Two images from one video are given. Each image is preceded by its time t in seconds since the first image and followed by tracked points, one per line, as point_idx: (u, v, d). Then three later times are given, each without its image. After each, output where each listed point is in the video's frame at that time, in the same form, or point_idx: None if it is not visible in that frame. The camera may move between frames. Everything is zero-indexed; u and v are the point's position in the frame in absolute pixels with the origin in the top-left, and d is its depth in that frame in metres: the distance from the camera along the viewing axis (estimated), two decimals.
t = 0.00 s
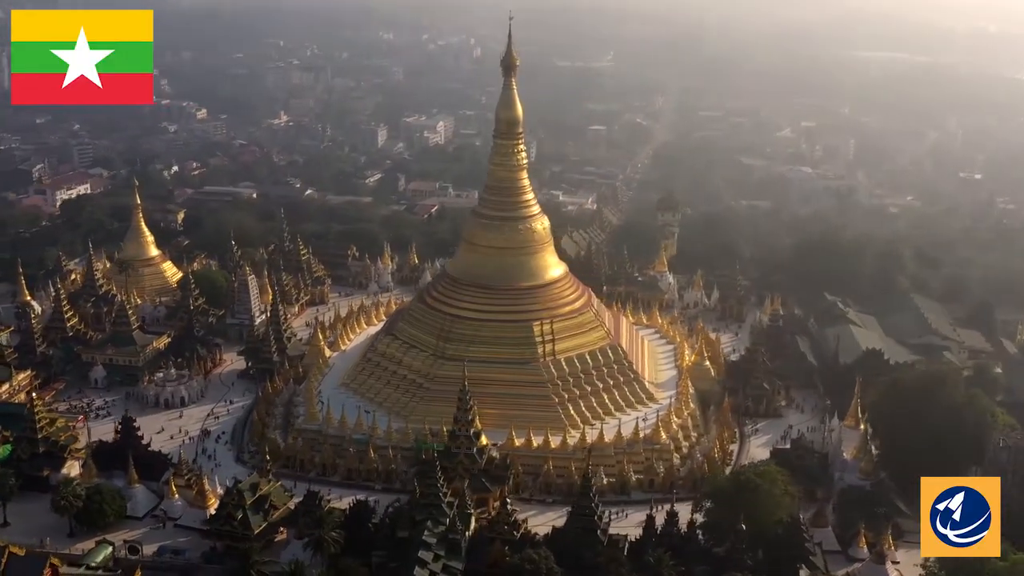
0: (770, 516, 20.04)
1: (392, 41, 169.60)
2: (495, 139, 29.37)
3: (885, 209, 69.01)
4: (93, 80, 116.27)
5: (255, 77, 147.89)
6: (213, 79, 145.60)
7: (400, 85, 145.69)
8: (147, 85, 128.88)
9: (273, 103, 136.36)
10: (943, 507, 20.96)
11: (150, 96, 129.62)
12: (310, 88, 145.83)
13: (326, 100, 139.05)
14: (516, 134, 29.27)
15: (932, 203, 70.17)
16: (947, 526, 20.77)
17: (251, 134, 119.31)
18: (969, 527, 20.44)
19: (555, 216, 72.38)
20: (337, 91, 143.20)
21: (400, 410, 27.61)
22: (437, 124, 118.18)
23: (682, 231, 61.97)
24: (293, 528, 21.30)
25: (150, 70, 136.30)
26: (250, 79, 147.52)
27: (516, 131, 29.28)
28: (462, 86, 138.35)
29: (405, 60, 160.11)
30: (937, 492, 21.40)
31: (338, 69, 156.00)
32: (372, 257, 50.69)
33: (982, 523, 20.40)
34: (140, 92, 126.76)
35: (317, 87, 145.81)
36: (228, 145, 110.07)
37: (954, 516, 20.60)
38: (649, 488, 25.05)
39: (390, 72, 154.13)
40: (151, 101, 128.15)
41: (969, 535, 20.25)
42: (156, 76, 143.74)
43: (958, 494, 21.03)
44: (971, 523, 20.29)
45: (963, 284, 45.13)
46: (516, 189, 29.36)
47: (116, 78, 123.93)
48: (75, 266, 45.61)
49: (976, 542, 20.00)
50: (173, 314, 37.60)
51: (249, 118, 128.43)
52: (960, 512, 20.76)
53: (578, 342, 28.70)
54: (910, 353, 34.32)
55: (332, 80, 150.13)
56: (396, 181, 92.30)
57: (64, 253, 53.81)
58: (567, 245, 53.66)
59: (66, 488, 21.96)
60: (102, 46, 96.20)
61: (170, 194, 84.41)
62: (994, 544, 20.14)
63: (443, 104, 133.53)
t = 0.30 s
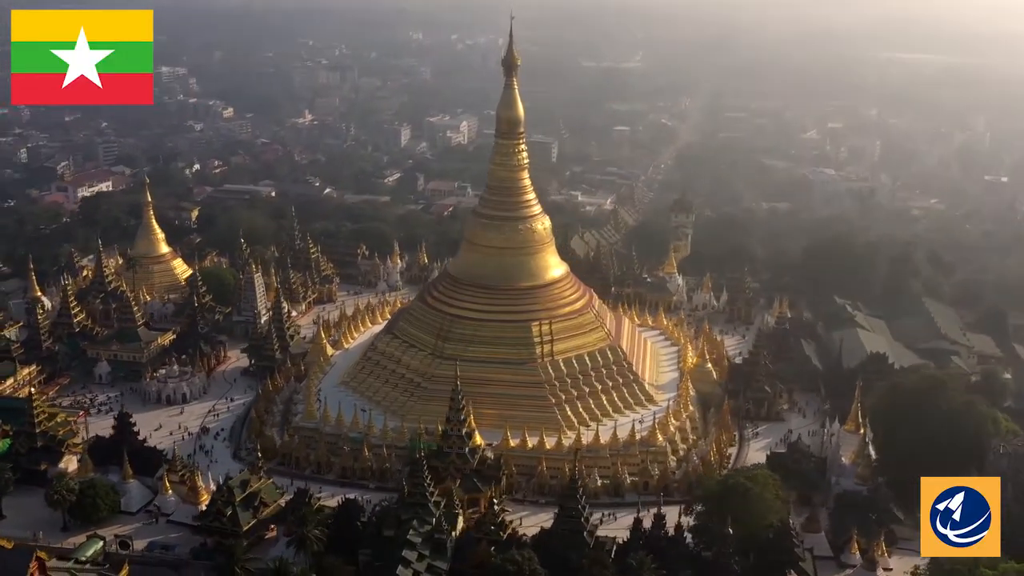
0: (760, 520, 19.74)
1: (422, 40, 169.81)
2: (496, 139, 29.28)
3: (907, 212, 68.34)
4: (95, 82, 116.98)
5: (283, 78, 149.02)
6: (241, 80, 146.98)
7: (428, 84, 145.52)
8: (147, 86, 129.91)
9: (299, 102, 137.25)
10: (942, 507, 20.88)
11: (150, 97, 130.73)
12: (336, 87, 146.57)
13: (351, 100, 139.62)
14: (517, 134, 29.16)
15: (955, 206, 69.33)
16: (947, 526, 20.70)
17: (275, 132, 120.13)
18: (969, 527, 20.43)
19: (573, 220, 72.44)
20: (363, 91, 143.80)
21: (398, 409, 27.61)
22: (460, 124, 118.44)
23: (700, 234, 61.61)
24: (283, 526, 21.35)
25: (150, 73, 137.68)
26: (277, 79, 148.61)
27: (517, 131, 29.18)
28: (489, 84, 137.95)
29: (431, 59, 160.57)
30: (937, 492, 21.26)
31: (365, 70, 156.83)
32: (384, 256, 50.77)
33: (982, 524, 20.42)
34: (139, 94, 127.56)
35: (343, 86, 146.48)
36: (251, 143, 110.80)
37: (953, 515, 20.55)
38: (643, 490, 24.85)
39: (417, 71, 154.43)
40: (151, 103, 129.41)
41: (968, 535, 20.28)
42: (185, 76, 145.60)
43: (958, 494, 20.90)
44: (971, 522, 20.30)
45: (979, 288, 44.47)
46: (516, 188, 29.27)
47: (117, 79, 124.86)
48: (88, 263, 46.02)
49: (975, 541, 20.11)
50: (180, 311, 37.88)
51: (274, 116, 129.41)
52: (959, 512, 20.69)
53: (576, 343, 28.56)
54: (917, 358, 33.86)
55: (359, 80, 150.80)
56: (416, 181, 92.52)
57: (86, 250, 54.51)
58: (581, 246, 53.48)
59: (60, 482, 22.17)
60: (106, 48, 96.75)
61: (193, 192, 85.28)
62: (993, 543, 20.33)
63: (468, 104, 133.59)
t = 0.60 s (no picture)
0: (748, 524, 19.60)
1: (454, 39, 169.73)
2: (497, 138, 29.18)
3: (933, 216, 67.51)
4: (97, 82, 117.30)
5: (314, 78, 150.01)
6: (272, 79, 148.20)
7: (458, 84, 145.73)
8: (148, 85, 130.00)
9: (328, 100, 137.95)
10: (942, 507, 20.83)
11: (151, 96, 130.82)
12: (367, 87, 147.23)
13: (381, 100, 140.14)
14: (519, 133, 29.04)
15: (984, 211, 68.28)
16: (947, 526, 20.74)
17: (302, 131, 120.88)
18: (969, 527, 20.54)
19: (595, 223, 72.35)
20: (393, 91, 144.27)
21: (395, 408, 27.62)
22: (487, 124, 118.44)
23: (720, 235, 61.17)
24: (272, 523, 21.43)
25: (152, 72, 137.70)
26: (308, 79, 149.63)
27: (519, 131, 29.06)
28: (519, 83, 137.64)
29: (462, 59, 160.59)
30: (937, 492, 21.25)
31: (396, 69, 157.24)
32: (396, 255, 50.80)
33: (981, 523, 20.53)
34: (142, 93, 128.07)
35: (374, 87, 147.13)
36: (278, 141, 111.51)
37: (954, 515, 20.59)
38: (636, 492, 24.68)
39: (448, 71, 154.53)
40: (152, 101, 129.56)
41: (968, 534, 20.44)
42: (217, 75, 147.23)
43: (957, 494, 20.87)
44: (971, 521, 20.41)
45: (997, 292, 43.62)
46: (517, 188, 29.16)
47: (119, 79, 125.02)
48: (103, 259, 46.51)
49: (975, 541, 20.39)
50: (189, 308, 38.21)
51: (303, 115, 130.35)
52: (959, 512, 20.67)
53: (576, 344, 28.41)
54: (926, 364, 33.34)
55: (390, 80, 151.33)
56: (438, 180, 92.62)
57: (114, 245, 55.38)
58: (598, 246, 53.26)
59: (54, 476, 22.39)
60: (106, 48, 96.75)
61: (220, 190, 86.26)
62: (991, 541, 20.70)
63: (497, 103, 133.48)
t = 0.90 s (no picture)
0: (736, 528, 19.47)
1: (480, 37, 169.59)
2: (497, 138, 29.11)
3: (955, 218, 66.73)
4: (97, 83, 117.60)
5: (340, 78, 150.73)
6: (298, 78, 149.26)
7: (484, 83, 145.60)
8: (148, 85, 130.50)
9: (353, 100, 138.57)
10: (942, 507, 20.96)
11: (151, 96, 131.36)
12: (393, 87, 147.70)
13: (405, 99, 140.54)
14: (519, 133, 28.98)
15: (1007, 214, 67.30)
16: (947, 526, 20.85)
17: (325, 130, 121.51)
18: (968, 527, 20.64)
19: (613, 226, 72.33)
20: (417, 90, 144.61)
21: (392, 407, 27.63)
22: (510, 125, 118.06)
23: (737, 237, 60.84)
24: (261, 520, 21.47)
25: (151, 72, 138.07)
26: (334, 78, 150.44)
27: (518, 130, 28.96)
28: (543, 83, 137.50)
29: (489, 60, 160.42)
30: (937, 492, 21.40)
31: (422, 69, 157.48)
32: (404, 255, 50.82)
33: (982, 523, 20.61)
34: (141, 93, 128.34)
35: (399, 87, 147.56)
36: (300, 141, 112.10)
37: (953, 514, 20.74)
38: (630, 495, 24.53)
39: (473, 71, 154.52)
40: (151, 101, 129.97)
41: (968, 534, 20.61)
42: (245, 75, 148.68)
43: (958, 494, 21.05)
44: (970, 521, 20.56)
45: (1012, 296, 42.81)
46: (517, 188, 29.08)
47: (118, 79, 125.48)
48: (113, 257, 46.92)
49: (975, 541, 20.50)
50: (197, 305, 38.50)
51: (327, 114, 131.15)
52: (959, 512, 20.80)
53: (574, 344, 28.27)
54: (932, 369, 32.87)
55: (415, 79, 151.60)
56: (456, 180, 92.72)
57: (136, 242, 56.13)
58: (611, 247, 53.09)
59: (49, 471, 22.65)
60: (107, 48, 97.08)
61: (242, 189, 87.19)
62: (994, 542, 20.58)
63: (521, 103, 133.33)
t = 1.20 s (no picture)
0: (721, 532, 19.38)
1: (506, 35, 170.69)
2: (495, 139, 29.05)
3: (974, 221, 65.92)
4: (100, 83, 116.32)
5: (364, 78, 151.63)
6: (321, 77, 150.34)
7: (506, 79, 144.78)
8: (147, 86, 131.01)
9: (375, 100, 139.32)
10: (942, 507, 20.83)
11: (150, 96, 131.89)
12: (416, 87, 148.33)
13: (427, 99, 141.25)
14: (517, 134, 28.89)
15: None
16: (947, 526, 20.77)
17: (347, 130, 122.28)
18: (969, 527, 20.51)
19: (629, 228, 72.45)
20: (439, 90, 145.17)
21: (386, 406, 27.69)
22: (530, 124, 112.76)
23: (752, 239, 60.42)
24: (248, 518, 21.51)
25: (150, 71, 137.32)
26: (358, 78, 151.36)
27: (517, 131, 28.88)
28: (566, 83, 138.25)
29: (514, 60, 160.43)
30: (938, 492, 21.23)
31: (447, 68, 157.97)
32: (411, 254, 50.91)
33: (982, 523, 20.46)
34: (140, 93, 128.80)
35: (421, 86, 147.99)
36: (319, 140, 112.78)
37: (953, 515, 20.62)
38: (620, 497, 24.41)
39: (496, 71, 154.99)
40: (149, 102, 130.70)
41: (969, 535, 20.46)
42: (269, 74, 150.20)
43: (957, 495, 20.92)
44: (970, 521, 20.44)
45: None
46: (515, 189, 29.02)
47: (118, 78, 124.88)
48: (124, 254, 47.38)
49: (975, 541, 20.32)
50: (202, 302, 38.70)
51: (349, 114, 132.03)
52: (959, 512, 20.70)
53: (568, 346, 28.18)
54: (936, 376, 32.30)
55: (439, 79, 152.12)
56: (471, 180, 92.83)
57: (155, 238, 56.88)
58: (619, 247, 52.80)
59: (41, 466, 22.79)
60: (106, 49, 95.57)
61: (260, 186, 88.05)
62: (994, 542, 20.41)
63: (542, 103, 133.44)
